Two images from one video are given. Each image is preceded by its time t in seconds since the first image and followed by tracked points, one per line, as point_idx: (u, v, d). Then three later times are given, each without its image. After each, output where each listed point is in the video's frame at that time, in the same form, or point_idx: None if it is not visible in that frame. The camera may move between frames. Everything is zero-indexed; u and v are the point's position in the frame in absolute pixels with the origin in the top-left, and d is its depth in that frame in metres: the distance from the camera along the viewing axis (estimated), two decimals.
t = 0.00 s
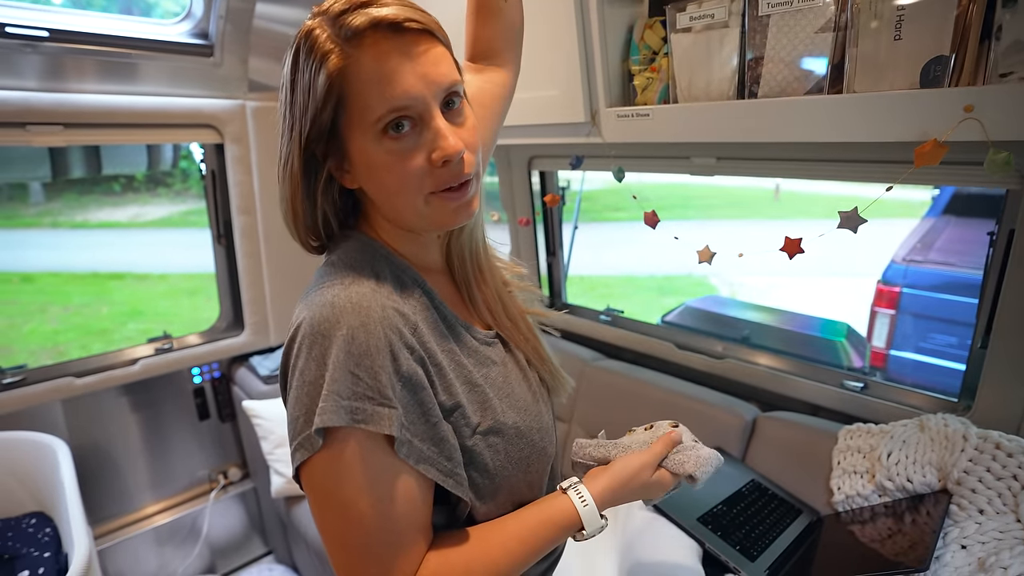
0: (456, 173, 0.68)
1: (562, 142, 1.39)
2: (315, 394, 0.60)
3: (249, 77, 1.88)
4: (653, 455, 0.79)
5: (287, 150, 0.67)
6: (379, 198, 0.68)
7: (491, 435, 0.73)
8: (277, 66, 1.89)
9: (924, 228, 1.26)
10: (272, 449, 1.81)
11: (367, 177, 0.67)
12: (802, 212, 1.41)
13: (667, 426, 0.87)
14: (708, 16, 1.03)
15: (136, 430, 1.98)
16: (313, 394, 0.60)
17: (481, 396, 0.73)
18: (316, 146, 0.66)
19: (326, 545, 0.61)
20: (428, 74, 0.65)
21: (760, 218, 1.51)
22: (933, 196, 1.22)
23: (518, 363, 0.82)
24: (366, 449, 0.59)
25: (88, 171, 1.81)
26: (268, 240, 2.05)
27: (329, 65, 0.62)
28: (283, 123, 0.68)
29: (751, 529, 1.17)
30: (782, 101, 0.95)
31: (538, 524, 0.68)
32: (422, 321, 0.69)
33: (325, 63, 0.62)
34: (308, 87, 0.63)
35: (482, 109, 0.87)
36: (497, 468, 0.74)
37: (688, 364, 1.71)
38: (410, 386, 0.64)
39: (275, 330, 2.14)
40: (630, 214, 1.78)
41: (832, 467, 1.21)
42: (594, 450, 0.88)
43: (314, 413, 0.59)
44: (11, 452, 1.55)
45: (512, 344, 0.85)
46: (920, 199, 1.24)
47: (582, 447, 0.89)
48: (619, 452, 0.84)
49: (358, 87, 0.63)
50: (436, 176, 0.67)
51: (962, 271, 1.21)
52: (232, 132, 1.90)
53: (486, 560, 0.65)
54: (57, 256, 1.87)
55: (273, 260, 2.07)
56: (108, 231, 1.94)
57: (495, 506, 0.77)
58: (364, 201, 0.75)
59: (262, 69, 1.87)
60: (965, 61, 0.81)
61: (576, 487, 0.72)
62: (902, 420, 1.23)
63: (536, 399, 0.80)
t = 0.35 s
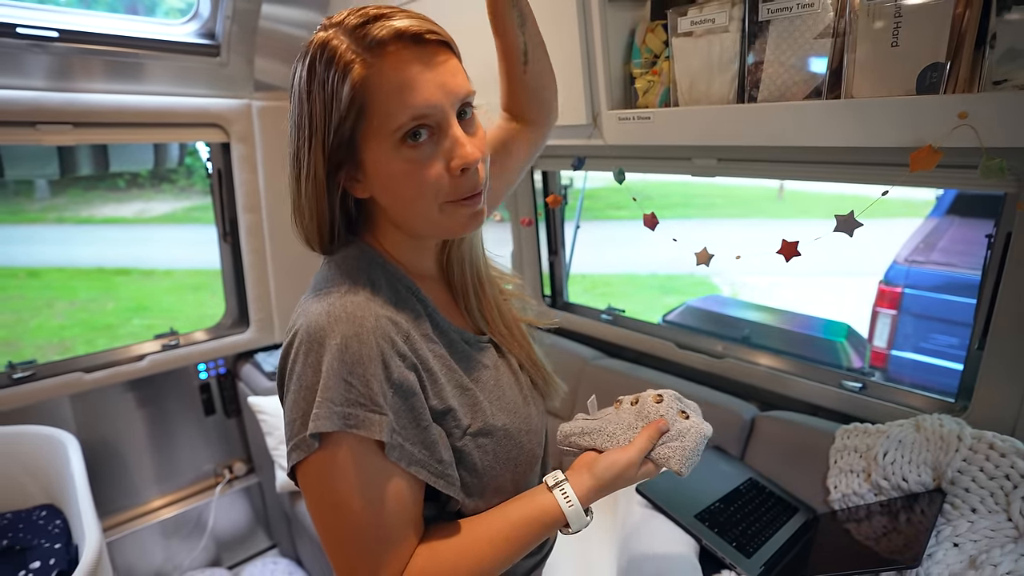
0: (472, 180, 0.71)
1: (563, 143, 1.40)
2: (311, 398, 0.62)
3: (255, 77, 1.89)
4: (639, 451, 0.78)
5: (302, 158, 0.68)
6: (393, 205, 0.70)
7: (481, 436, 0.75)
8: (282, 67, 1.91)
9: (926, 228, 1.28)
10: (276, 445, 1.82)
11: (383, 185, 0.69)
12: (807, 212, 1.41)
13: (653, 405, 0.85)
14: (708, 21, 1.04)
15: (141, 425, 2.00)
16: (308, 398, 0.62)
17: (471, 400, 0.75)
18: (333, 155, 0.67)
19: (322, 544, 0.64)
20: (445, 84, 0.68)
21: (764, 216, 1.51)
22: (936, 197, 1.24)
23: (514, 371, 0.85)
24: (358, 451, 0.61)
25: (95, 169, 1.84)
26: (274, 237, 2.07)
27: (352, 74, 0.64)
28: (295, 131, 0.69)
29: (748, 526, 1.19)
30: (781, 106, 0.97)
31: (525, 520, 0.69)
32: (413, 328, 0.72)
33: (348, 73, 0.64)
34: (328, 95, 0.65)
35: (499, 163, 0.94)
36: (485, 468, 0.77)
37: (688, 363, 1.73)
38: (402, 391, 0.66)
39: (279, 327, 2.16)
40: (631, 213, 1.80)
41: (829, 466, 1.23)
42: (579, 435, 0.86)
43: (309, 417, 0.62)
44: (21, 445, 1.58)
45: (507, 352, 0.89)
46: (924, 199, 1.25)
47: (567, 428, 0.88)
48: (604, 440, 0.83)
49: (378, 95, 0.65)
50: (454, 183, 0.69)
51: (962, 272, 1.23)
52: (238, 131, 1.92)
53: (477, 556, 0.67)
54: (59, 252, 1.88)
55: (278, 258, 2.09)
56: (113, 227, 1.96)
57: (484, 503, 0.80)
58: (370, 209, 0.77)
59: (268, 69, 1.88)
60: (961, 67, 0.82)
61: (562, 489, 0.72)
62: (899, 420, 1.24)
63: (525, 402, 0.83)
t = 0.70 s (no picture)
0: (470, 173, 0.73)
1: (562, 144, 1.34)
2: (305, 390, 0.64)
3: (258, 77, 1.90)
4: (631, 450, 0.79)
5: (303, 151, 0.70)
6: (392, 199, 0.72)
7: (475, 438, 0.77)
8: (285, 66, 1.92)
9: (929, 228, 1.26)
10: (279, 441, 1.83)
11: (382, 178, 0.70)
12: (807, 211, 1.41)
13: (639, 402, 0.86)
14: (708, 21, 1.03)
15: (144, 421, 2.01)
16: (303, 390, 0.64)
17: (468, 400, 0.76)
18: (334, 148, 0.69)
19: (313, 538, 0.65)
20: (445, 79, 0.69)
21: (767, 215, 1.50)
22: (940, 195, 1.22)
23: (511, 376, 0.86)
24: (351, 446, 0.62)
25: (100, 167, 1.85)
26: (276, 235, 2.08)
27: (353, 68, 0.65)
28: (296, 124, 0.70)
29: (747, 523, 1.20)
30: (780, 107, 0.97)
31: (516, 517, 0.70)
32: (411, 327, 0.72)
33: (349, 66, 0.65)
34: (330, 88, 0.66)
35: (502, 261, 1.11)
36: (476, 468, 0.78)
37: (688, 361, 1.74)
38: (396, 389, 0.67)
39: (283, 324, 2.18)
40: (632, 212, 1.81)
41: (828, 464, 1.24)
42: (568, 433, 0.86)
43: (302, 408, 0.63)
44: (26, 441, 1.59)
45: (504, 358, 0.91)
46: (926, 198, 1.23)
47: (555, 427, 0.88)
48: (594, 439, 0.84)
49: (379, 89, 0.67)
50: (452, 175, 0.71)
51: (965, 272, 1.23)
52: (241, 130, 1.93)
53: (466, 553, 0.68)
54: (62, 249, 1.89)
55: (281, 256, 2.10)
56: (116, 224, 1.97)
57: (475, 502, 0.81)
58: (370, 203, 0.78)
59: (271, 68, 1.89)
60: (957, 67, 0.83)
61: (556, 488, 0.72)
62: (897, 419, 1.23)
63: (520, 404, 0.84)
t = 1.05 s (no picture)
0: (488, 161, 0.75)
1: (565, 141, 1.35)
2: (314, 382, 0.63)
3: (259, 74, 1.90)
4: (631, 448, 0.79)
5: (321, 139, 0.69)
6: (411, 188, 0.72)
7: (480, 432, 0.77)
8: (286, 64, 1.91)
9: (932, 226, 1.25)
10: (279, 439, 1.84)
11: (402, 166, 0.71)
12: (810, 207, 1.41)
13: (638, 401, 0.85)
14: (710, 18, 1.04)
15: (146, 418, 2.02)
16: (311, 384, 0.63)
17: (473, 395, 0.76)
18: (358, 135, 0.69)
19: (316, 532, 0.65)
20: (467, 70, 0.71)
21: (766, 212, 1.51)
22: (942, 194, 1.22)
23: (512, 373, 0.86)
24: (358, 439, 0.62)
25: (101, 165, 1.85)
26: (278, 233, 2.08)
27: (385, 52, 0.66)
28: (310, 112, 0.69)
29: (747, 521, 1.20)
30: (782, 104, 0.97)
31: (521, 513, 0.70)
32: (419, 321, 0.72)
33: (380, 53, 0.66)
34: (355, 76, 0.66)
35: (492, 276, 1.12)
36: (480, 463, 0.78)
37: (689, 359, 1.74)
38: (405, 382, 0.67)
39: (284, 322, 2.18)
40: (633, 210, 1.81)
41: (829, 462, 1.24)
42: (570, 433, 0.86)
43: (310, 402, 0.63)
44: (28, 438, 1.60)
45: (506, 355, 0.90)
46: (930, 195, 1.23)
47: (556, 427, 0.88)
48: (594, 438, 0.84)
49: (406, 77, 0.67)
50: (474, 162, 0.73)
51: (966, 270, 1.23)
52: (242, 127, 1.93)
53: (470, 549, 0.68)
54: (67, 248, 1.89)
55: (283, 254, 2.10)
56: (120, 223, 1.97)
57: (478, 498, 0.81)
58: (379, 195, 0.78)
59: (272, 66, 1.89)
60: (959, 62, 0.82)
61: (558, 485, 0.73)
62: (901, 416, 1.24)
63: (521, 399, 0.84)
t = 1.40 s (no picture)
0: (483, 159, 0.74)
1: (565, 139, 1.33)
2: (317, 383, 0.63)
3: (260, 73, 1.90)
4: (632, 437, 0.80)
5: (316, 137, 0.69)
6: (406, 185, 0.72)
7: (483, 429, 0.77)
8: (287, 63, 1.91)
9: (934, 223, 1.26)
10: (281, 438, 1.84)
11: (398, 165, 0.71)
12: (813, 205, 1.41)
13: (634, 390, 0.86)
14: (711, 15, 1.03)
15: (148, 418, 2.02)
16: (314, 385, 0.63)
17: (475, 393, 0.76)
18: (352, 133, 0.69)
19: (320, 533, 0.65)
20: (459, 67, 0.71)
21: (769, 210, 1.50)
22: (945, 191, 1.23)
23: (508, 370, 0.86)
24: (363, 439, 0.62)
25: (103, 164, 1.85)
26: (279, 233, 2.08)
27: (376, 49, 0.66)
28: (305, 112, 0.70)
29: (750, 521, 1.19)
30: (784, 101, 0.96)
31: (527, 510, 0.70)
32: (420, 320, 0.72)
33: (372, 50, 0.66)
34: (348, 74, 0.67)
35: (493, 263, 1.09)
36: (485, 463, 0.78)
37: (691, 358, 1.73)
38: (407, 382, 0.67)
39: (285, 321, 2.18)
40: (634, 210, 1.80)
41: (831, 462, 1.24)
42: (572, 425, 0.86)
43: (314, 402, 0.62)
44: (30, 437, 1.60)
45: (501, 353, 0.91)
46: (933, 193, 1.24)
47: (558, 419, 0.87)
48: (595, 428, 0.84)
49: (398, 74, 0.68)
50: (469, 159, 0.73)
51: (969, 268, 1.23)
52: (243, 127, 1.93)
53: (476, 548, 0.68)
54: (68, 247, 1.92)
55: (284, 253, 2.10)
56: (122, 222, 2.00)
57: (481, 495, 0.81)
58: (376, 195, 0.78)
59: (272, 64, 1.89)
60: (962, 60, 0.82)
61: (560, 476, 0.72)
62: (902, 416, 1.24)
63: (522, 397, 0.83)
